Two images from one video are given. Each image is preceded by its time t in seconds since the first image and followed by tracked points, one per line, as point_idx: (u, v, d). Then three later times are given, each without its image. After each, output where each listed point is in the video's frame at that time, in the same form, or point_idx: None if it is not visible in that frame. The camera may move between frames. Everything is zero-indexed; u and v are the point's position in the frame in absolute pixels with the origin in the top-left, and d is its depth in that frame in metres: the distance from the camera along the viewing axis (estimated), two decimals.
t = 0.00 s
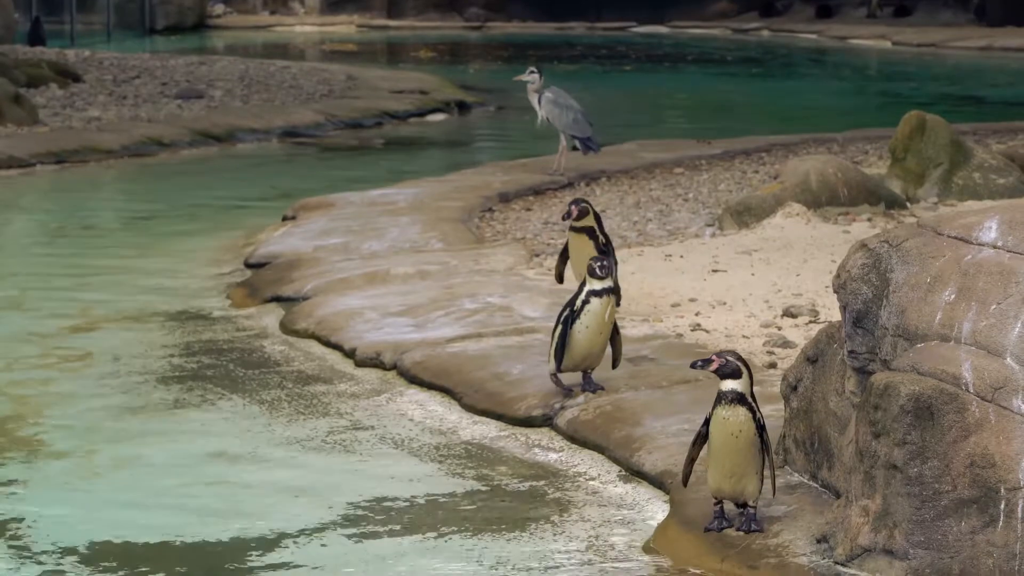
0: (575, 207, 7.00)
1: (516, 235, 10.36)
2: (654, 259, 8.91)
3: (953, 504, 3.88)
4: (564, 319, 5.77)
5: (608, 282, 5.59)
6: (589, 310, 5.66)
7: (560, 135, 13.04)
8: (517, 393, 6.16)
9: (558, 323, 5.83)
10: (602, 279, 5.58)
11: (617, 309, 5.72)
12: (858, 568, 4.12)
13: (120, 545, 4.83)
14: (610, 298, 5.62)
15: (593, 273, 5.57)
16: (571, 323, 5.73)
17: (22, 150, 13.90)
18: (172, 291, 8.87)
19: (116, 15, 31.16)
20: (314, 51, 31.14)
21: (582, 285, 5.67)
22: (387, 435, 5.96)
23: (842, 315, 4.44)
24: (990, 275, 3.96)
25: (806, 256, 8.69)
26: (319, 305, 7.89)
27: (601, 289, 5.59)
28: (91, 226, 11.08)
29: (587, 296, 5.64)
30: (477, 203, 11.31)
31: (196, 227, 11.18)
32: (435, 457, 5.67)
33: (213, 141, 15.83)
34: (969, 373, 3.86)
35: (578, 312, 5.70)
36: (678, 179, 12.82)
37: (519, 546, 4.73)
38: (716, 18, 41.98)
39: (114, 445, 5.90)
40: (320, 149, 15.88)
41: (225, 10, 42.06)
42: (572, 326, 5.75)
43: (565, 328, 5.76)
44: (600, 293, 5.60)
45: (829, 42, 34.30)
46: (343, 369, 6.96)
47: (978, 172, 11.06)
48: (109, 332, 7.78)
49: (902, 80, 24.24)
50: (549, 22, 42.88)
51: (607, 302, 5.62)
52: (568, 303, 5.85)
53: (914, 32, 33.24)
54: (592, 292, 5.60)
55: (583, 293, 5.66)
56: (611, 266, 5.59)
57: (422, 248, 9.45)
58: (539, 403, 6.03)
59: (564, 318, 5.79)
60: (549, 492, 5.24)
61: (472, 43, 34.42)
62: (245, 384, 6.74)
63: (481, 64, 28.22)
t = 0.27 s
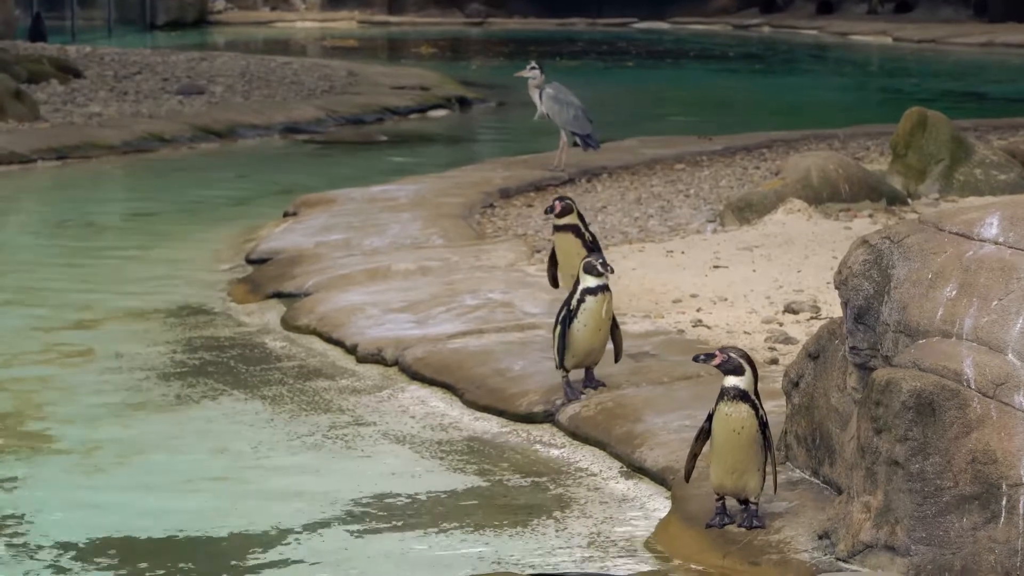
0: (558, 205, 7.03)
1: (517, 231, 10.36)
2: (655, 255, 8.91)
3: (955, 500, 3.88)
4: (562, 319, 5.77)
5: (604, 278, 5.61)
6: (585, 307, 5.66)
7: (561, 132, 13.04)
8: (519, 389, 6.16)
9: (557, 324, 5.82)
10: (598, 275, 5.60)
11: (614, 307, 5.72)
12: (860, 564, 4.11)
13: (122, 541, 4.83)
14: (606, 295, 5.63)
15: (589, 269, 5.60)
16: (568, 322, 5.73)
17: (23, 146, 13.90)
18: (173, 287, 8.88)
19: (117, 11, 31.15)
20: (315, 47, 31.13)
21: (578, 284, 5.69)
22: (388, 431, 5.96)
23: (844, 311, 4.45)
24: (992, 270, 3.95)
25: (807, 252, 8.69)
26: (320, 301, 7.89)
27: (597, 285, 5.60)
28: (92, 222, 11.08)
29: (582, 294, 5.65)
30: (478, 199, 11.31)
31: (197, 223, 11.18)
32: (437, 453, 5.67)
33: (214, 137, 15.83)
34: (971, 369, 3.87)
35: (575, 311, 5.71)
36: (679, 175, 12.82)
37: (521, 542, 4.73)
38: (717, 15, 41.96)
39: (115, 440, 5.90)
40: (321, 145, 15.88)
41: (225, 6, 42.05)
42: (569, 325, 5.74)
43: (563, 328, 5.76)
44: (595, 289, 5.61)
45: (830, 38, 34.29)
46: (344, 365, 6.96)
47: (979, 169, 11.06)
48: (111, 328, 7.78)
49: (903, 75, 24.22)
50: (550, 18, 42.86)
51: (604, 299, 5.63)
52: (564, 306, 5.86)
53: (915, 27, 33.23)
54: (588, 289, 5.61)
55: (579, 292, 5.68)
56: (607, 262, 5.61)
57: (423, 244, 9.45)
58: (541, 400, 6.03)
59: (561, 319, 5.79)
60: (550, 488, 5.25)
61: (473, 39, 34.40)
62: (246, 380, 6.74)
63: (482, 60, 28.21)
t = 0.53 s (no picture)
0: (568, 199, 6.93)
1: (521, 228, 10.36)
2: (659, 253, 8.90)
3: (958, 498, 3.88)
4: (561, 319, 5.79)
5: (599, 278, 5.59)
6: (580, 308, 5.66)
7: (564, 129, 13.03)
8: (522, 386, 6.16)
9: (558, 322, 5.84)
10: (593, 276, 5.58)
11: (611, 307, 5.70)
12: (863, 561, 4.11)
13: (125, 538, 4.84)
14: (601, 295, 5.61)
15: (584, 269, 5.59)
16: (567, 323, 5.75)
17: (27, 144, 13.92)
18: (176, 285, 8.88)
19: (121, 8, 31.17)
20: (318, 44, 31.13)
21: (574, 284, 5.68)
22: (391, 428, 5.96)
23: (847, 309, 4.45)
24: (995, 268, 3.96)
25: (811, 249, 8.69)
26: (323, 299, 7.90)
27: (591, 286, 5.58)
28: (96, 219, 11.09)
29: (578, 295, 5.64)
30: (481, 197, 11.31)
31: (200, 220, 11.19)
32: (440, 450, 5.68)
33: (218, 134, 15.83)
34: (974, 366, 3.85)
35: (572, 312, 5.71)
36: (682, 172, 12.81)
37: (524, 539, 4.74)
38: (721, 11, 41.90)
39: (118, 437, 5.91)
40: (325, 142, 15.89)
41: (229, 4, 42.06)
42: (567, 325, 5.76)
43: (562, 328, 5.78)
44: (590, 290, 5.59)
45: (834, 35, 34.24)
46: (347, 363, 6.96)
47: (983, 166, 11.05)
48: (114, 325, 7.79)
49: (907, 73, 24.19)
50: (554, 16, 42.83)
51: (599, 299, 5.62)
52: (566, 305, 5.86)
53: (919, 24, 33.17)
54: (582, 290, 5.60)
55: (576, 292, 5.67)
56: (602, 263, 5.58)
57: (427, 241, 9.45)
58: (544, 397, 6.03)
59: (561, 318, 5.80)
60: (554, 485, 5.24)
61: (477, 36, 34.39)
62: (249, 377, 6.75)
63: (486, 57, 28.19)
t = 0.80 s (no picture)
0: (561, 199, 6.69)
1: (524, 226, 10.36)
2: (662, 250, 8.90)
3: (962, 495, 3.88)
4: (572, 316, 5.76)
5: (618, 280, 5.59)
6: (595, 309, 5.66)
7: (568, 127, 13.01)
8: (526, 384, 6.17)
9: (567, 319, 5.81)
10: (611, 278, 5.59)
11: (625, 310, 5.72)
12: (867, 558, 4.12)
13: (128, 534, 4.85)
14: (618, 296, 5.63)
15: (603, 270, 5.58)
16: (578, 321, 5.73)
17: (30, 141, 13.93)
18: (180, 282, 8.89)
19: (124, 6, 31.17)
20: (321, 41, 31.12)
21: (590, 283, 5.68)
22: (395, 425, 5.97)
23: (851, 306, 4.45)
24: (999, 266, 3.96)
25: (814, 247, 8.68)
26: (327, 296, 7.90)
27: (609, 287, 5.59)
28: (99, 216, 11.10)
29: (594, 294, 5.64)
30: (484, 194, 11.31)
31: (204, 217, 11.19)
32: (444, 447, 5.68)
33: (221, 131, 15.84)
34: (977, 363, 3.86)
35: (585, 310, 5.70)
36: (686, 170, 12.80)
37: (528, 535, 4.74)
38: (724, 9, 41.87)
39: (122, 433, 5.92)
40: (328, 139, 15.89)
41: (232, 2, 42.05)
42: (578, 324, 5.74)
43: (572, 326, 5.75)
44: (608, 291, 5.60)
45: (837, 33, 34.22)
46: (351, 360, 6.97)
47: (986, 164, 11.04)
48: (118, 322, 7.80)
49: (910, 70, 24.17)
50: (557, 13, 42.81)
51: (615, 301, 5.63)
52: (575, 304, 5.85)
53: (923, 22, 33.14)
54: (601, 290, 5.60)
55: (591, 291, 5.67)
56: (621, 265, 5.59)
57: (430, 239, 9.45)
58: (547, 395, 6.03)
59: (572, 316, 5.78)
60: (558, 482, 5.25)
61: (480, 33, 34.38)
62: (253, 373, 6.76)
63: (490, 55, 28.18)
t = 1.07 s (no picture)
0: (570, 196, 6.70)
1: (529, 220, 10.37)
2: (667, 245, 8.90)
3: (967, 490, 3.88)
4: (586, 308, 5.74)
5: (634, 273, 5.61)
6: (612, 302, 5.66)
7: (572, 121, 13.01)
8: (531, 378, 6.17)
9: (579, 313, 5.80)
10: (628, 271, 5.60)
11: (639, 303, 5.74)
12: (871, 553, 4.09)
13: (133, 529, 4.86)
14: (634, 290, 5.65)
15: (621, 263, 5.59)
16: (594, 313, 5.72)
17: (35, 135, 13.94)
18: (185, 276, 8.90)
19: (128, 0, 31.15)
20: (326, 36, 31.11)
21: (607, 275, 5.68)
22: (400, 419, 5.98)
23: (855, 301, 4.45)
24: (1003, 260, 3.97)
25: (819, 242, 8.68)
26: (332, 290, 7.91)
27: (628, 280, 5.61)
28: (104, 211, 11.11)
29: (612, 287, 5.65)
30: (489, 189, 11.31)
31: (209, 212, 11.20)
32: (449, 441, 5.69)
33: (226, 126, 15.84)
34: (983, 358, 3.87)
35: (601, 303, 5.69)
36: (690, 165, 12.80)
37: (532, 530, 4.75)
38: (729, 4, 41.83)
39: (127, 428, 5.93)
40: (332, 134, 15.89)
41: None
42: (593, 317, 5.73)
43: (587, 319, 5.75)
44: (626, 284, 5.62)
45: (842, 27, 34.17)
46: (356, 354, 6.97)
47: (991, 158, 11.03)
48: (123, 317, 7.81)
49: (915, 65, 24.14)
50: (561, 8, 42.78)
51: (632, 294, 5.65)
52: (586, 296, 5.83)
53: (928, 17, 33.09)
54: (619, 283, 5.61)
55: (607, 284, 5.67)
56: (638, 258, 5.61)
57: (435, 233, 9.46)
58: (552, 389, 6.04)
59: (585, 309, 5.77)
60: (563, 477, 5.26)
61: (485, 28, 34.36)
62: (258, 368, 6.77)
63: (494, 50, 28.16)
